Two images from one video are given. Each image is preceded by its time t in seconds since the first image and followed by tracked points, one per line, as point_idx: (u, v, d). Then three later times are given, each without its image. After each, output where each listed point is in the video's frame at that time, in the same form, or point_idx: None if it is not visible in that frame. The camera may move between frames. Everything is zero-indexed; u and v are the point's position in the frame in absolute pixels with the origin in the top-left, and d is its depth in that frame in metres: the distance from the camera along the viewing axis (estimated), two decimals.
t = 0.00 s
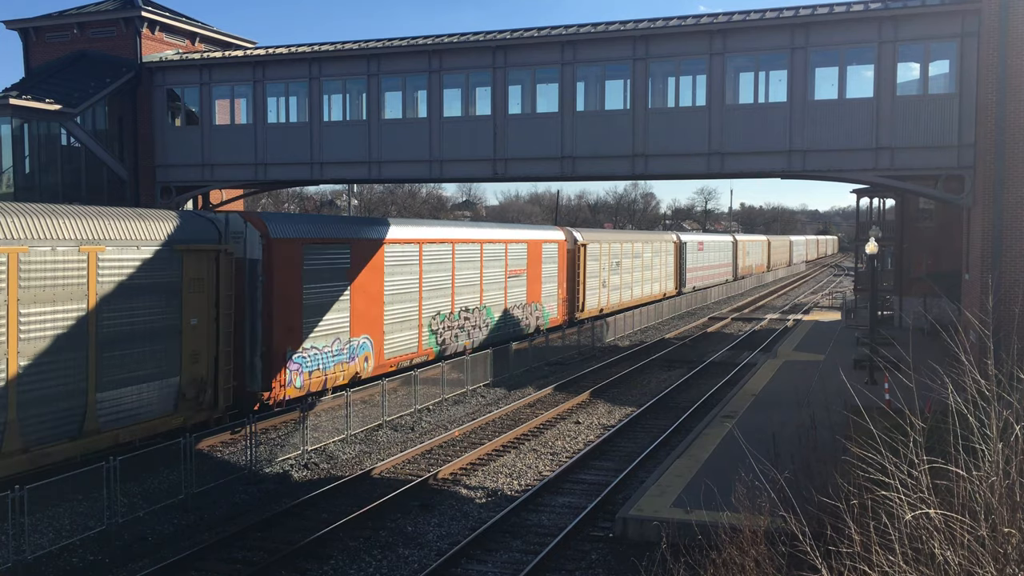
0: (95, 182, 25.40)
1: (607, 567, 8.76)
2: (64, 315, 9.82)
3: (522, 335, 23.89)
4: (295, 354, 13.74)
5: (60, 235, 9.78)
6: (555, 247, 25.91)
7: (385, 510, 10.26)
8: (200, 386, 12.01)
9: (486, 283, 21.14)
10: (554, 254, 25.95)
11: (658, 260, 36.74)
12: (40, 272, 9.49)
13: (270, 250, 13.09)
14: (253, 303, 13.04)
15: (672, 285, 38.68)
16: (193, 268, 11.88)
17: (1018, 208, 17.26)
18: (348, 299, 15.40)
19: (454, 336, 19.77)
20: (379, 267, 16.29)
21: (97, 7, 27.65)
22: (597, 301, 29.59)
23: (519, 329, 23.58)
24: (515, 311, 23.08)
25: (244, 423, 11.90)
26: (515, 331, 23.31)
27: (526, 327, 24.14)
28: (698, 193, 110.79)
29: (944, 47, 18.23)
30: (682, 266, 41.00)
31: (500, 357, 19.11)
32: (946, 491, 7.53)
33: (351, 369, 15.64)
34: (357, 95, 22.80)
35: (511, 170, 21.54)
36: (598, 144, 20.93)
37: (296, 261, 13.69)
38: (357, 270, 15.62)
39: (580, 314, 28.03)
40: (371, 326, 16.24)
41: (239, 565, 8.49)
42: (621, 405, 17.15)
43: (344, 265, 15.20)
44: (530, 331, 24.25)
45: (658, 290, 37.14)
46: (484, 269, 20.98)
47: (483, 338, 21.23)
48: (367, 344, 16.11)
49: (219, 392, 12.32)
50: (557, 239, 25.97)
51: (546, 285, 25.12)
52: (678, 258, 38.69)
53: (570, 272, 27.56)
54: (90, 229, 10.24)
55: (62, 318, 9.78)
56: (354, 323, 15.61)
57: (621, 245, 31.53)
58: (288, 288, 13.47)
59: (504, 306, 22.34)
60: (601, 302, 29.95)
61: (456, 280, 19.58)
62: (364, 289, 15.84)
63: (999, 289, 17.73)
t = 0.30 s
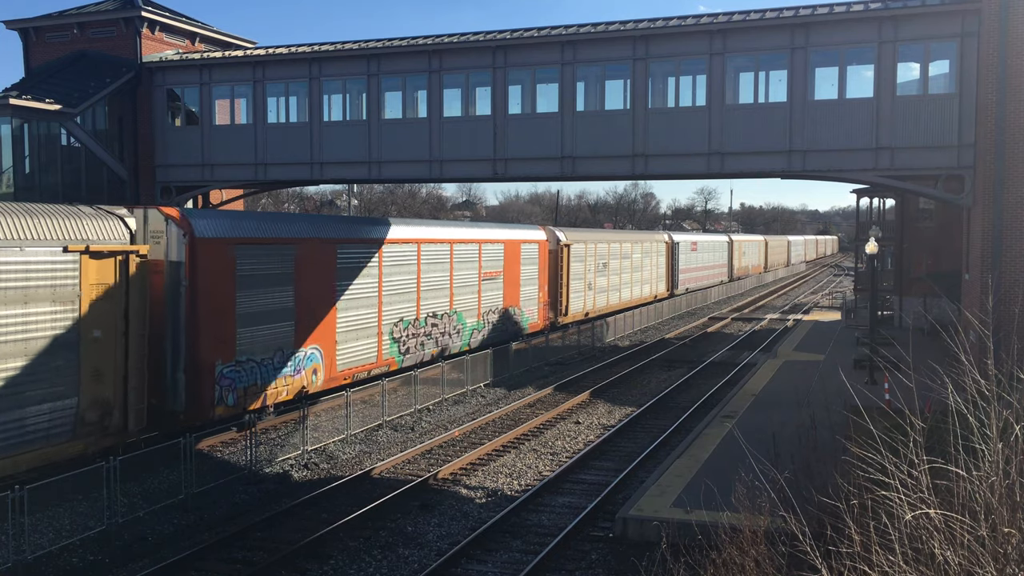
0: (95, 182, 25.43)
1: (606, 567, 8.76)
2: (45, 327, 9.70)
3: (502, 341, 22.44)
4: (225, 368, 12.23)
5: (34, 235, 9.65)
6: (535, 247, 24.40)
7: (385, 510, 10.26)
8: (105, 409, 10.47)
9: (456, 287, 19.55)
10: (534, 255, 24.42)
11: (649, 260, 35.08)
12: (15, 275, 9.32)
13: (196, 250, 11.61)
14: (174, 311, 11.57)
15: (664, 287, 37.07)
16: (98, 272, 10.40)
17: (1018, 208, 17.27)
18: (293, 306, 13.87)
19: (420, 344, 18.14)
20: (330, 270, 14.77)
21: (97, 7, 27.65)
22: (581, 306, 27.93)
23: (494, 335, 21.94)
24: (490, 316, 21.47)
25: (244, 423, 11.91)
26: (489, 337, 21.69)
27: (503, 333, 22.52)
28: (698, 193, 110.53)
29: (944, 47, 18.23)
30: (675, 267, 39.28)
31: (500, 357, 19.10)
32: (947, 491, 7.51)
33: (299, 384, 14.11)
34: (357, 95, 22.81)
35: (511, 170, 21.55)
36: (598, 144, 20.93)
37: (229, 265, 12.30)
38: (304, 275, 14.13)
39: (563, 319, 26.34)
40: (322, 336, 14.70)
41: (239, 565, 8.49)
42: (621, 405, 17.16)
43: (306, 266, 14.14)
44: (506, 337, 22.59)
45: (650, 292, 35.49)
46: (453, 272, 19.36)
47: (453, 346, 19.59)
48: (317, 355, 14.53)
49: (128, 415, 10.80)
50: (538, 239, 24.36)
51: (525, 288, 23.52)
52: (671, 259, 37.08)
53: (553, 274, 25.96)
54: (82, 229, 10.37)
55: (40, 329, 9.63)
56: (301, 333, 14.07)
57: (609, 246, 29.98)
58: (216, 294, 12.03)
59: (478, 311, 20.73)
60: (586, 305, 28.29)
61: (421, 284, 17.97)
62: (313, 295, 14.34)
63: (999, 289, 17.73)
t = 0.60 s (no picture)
0: (95, 181, 25.43)
1: (606, 567, 8.76)
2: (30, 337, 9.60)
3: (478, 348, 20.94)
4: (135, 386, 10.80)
5: None
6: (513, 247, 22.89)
7: (385, 510, 10.26)
8: None
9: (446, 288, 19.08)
10: (512, 256, 22.88)
11: (639, 261, 33.58)
12: None
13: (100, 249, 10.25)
14: (74, 320, 10.23)
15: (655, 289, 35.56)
16: None
17: (1018, 208, 17.27)
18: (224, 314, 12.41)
19: (379, 354, 16.55)
20: (270, 275, 13.26)
21: (97, 7, 27.64)
22: (564, 309, 26.36)
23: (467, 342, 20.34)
24: (462, 321, 19.91)
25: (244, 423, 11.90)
26: (461, 345, 20.14)
27: (477, 339, 20.90)
28: (697, 194, 110.39)
29: (944, 47, 18.23)
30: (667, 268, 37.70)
31: (501, 357, 19.11)
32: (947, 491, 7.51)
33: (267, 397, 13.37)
34: (357, 95, 22.81)
35: (511, 170, 21.55)
36: (598, 144, 20.93)
37: (142, 274, 10.90)
38: (237, 278, 12.62)
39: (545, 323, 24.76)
40: (260, 348, 13.18)
41: (238, 566, 8.49)
42: (621, 404, 17.16)
43: (242, 267, 12.69)
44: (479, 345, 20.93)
45: (640, 294, 33.99)
46: (419, 274, 17.88)
47: (420, 355, 18.01)
48: (256, 368, 13.06)
49: (10, 442, 9.67)
50: (517, 239, 22.81)
51: (501, 291, 21.95)
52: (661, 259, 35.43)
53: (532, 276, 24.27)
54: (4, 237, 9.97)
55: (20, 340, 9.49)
56: (233, 345, 12.59)
57: (596, 245, 28.46)
58: (121, 306, 10.56)
59: (448, 317, 19.15)
60: (570, 309, 26.73)
61: (379, 289, 16.39)
62: (247, 299, 12.83)
63: (999, 289, 17.73)
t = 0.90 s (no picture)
0: (95, 181, 25.43)
1: (607, 567, 8.77)
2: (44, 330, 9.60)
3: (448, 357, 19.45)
4: (17, 411, 9.27)
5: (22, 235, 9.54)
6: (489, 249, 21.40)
7: (386, 510, 10.27)
8: None
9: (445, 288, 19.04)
10: (487, 258, 21.39)
11: (627, 262, 32.19)
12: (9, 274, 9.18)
13: None
14: None
15: (644, 292, 34.20)
16: None
17: (1018, 208, 17.28)
18: (136, 324, 10.91)
19: (330, 365, 15.03)
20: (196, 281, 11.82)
21: (97, 7, 27.64)
22: (545, 313, 24.87)
23: (434, 350, 18.84)
24: (428, 328, 18.38)
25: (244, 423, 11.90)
26: (428, 354, 18.66)
27: (445, 347, 19.28)
28: (697, 194, 110.21)
29: (944, 47, 18.23)
30: (656, 270, 36.26)
31: (501, 357, 19.11)
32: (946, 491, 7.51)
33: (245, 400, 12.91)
34: (357, 95, 22.82)
35: (511, 170, 21.55)
36: (598, 144, 20.93)
37: (27, 277, 9.39)
38: (161, 282, 11.24)
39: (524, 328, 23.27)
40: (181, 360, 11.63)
41: (238, 565, 8.49)
42: (621, 405, 17.16)
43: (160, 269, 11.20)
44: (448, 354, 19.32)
45: (628, 298, 32.57)
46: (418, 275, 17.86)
47: (379, 366, 16.49)
48: (175, 386, 11.52)
49: None
50: (491, 239, 21.30)
51: (473, 295, 20.43)
52: (649, 260, 34.11)
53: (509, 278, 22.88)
54: None
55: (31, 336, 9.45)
56: (146, 357, 11.07)
57: (580, 246, 27.14)
58: None
59: (412, 324, 17.77)
60: (551, 313, 25.27)
61: (330, 294, 14.87)
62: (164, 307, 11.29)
63: (999, 289, 17.73)
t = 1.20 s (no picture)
0: (95, 181, 25.39)
1: (607, 567, 8.76)
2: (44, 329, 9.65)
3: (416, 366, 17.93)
4: None
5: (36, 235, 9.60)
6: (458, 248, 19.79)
7: (386, 510, 10.27)
8: None
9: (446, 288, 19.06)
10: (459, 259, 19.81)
11: (614, 263, 30.73)
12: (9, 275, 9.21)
13: None
14: None
15: (633, 294, 32.73)
16: None
17: (1018, 208, 17.27)
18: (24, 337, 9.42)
19: (270, 378, 13.49)
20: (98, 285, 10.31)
21: (97, 7, 27.63)
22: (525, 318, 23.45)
23: (398, 361, 17.24)
24: (388, 336, 16.80)
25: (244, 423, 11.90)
26: (391, 365, 17.02)
27: (410, 356, 17.65)
28: (697, 194, 110.16)
29: (944, 47, 18.23)
30: (645, 270, 34.78)
31: (501, 357, 19.11)
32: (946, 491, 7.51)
33: (179, 419, 11.68)
34: (357, 95, 22.82)
35: (511, 170, 21.55)
36: (598, 144, 20.93)
37: None
38: (51, 287, 9.69)
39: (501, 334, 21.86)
40: (79, 380, 10.11)
41: (239, 565, 8.49)
42: (621, 404, 17.16)
43: (51, 271, 9.68)
44: (414, 363, 17.75)
45: (616, 300, 31.12)
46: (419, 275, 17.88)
47: (331, 379, 15.01)
48: (68, 410, 9.94)
49: None
50: (463, 239, 19.73)
51: (442, 300, 18.92)
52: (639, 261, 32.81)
53: (484, 281, 21.30)
54: None
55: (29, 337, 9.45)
56: (35, 376, 9.54)
57: (562, 247, 25.86)
58: None
59: (370, 332, 16.25)
60: (531, 317, 23.88)
61: (270, 302, 13.40)
62: (58, 315, 9.81)
63: (999, 289, 17.72)
